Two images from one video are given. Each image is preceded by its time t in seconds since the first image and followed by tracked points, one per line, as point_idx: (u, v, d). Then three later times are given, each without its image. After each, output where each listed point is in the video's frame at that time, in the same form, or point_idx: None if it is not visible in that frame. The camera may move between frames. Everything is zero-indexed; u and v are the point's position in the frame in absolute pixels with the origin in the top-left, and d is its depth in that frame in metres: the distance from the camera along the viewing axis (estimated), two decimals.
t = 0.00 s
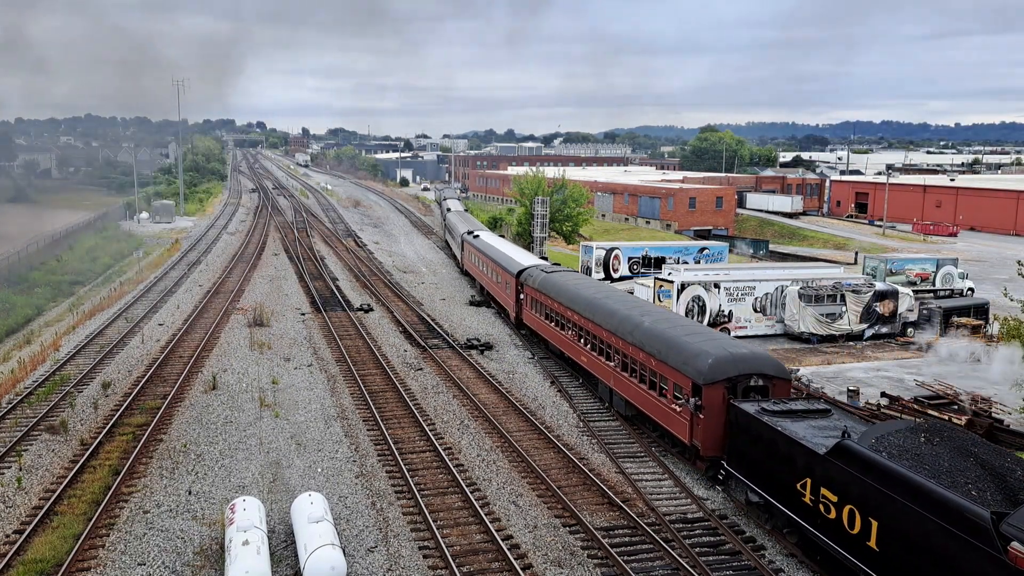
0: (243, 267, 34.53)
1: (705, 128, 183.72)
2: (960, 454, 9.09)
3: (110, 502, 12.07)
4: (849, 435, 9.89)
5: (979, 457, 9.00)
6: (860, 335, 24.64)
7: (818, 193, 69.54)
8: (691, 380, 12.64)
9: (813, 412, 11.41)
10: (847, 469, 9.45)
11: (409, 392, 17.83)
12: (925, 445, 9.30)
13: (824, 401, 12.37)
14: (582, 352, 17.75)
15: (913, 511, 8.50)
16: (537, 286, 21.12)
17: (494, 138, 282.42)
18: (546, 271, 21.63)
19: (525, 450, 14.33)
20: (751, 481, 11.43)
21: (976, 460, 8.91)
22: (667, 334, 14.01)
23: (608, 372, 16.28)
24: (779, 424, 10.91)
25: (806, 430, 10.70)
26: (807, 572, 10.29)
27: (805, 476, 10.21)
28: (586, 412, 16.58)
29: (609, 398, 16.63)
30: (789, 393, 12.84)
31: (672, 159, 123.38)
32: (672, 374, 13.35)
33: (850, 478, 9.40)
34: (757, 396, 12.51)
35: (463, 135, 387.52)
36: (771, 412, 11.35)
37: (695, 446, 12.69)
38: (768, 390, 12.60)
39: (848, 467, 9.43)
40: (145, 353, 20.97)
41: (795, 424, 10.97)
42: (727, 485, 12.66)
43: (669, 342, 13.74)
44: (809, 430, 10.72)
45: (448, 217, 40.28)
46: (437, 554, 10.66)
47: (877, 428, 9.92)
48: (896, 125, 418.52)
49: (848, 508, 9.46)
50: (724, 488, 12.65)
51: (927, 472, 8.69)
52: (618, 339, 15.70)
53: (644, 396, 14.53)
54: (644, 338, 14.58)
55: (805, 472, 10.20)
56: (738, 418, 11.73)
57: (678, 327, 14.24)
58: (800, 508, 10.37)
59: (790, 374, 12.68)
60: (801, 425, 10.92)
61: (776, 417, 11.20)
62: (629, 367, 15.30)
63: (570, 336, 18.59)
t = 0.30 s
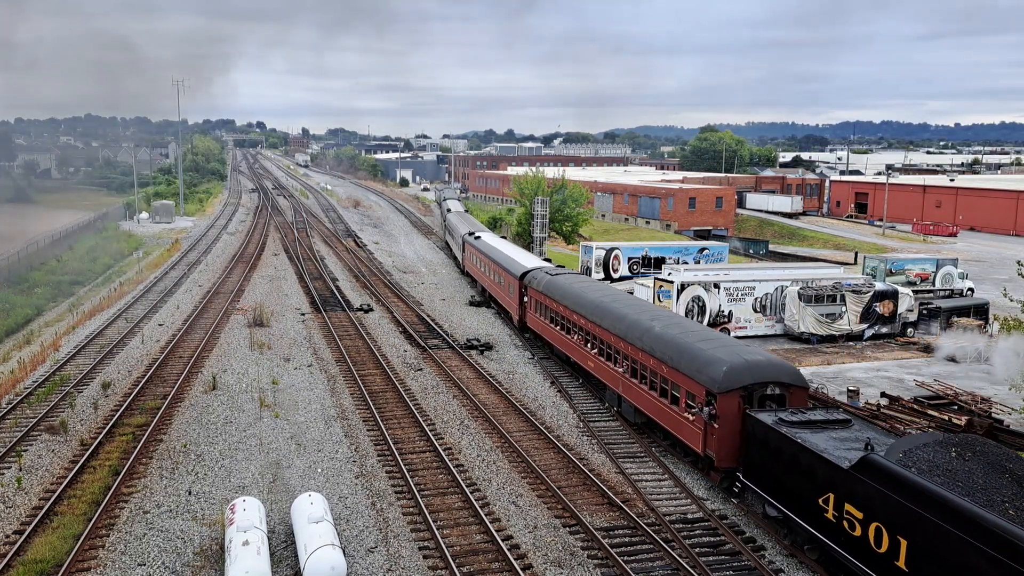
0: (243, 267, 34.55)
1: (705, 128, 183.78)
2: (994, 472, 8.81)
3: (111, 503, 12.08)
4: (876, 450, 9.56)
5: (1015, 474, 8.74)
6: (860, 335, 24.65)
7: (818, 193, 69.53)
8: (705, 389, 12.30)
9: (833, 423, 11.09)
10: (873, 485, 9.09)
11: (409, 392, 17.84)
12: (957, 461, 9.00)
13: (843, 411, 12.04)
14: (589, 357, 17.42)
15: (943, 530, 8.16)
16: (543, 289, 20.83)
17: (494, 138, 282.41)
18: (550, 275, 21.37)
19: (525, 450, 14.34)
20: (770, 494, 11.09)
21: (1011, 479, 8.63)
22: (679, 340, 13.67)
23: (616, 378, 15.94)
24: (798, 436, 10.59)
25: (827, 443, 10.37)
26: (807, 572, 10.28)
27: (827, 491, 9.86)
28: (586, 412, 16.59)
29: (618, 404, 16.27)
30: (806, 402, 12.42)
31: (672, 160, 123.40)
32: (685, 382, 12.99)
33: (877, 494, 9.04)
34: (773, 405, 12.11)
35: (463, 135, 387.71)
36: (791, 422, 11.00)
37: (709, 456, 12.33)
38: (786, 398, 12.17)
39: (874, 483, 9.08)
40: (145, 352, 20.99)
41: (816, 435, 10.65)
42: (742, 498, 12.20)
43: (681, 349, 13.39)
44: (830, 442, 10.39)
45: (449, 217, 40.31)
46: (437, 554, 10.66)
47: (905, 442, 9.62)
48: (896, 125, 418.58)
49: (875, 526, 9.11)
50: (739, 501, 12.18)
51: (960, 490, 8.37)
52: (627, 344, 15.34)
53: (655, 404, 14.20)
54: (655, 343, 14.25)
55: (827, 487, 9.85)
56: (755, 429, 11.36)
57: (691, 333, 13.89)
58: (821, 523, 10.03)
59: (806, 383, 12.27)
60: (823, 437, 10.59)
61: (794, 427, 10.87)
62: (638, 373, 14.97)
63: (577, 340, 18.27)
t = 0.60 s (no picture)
0: (243, 267, 34.55)
1: (705, 128, 183.81)
2: None
3: (111, 503, 12.08)
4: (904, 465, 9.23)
5: None
6: (860, 335, 24.64)
7: (818, 193, 69.50)
8: (719, 397, 11.87)
9: (855, 434, 10.70)
10: (902, 501, 8.75)
11: (409, 392, 17.84)
12: (992, 479, 8.70)
13: (862, 420, 11.65)
14: (597, 362, 17.03)
15: (978, 549, 7.82)
16: (548, 291, 20.48)
17: (494, 138, 282.47)
18: (555, 277, 21.07)
19: (525, 450, 14.34)
20: (790, 507, 10.66)
21: None
22: (692, 346, 13.24)
23: (624, 384, 15.55)
24: (820, 448, 10.23)
25: (850, 456, 10.00)
26: (807, 572, 10.27)
27: (852, 506, 9.51)
28: (586, 412, 16.58)
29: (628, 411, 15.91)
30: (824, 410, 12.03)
31: (672, 160, 123.37)
32: (699, 389, 12.54)
33: (906, 511, 8.69)
34: (790, 414, 11.74)
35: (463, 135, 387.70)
36: (810, 433, 10.61)
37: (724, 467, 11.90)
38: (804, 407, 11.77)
39: (902, 499, 8.74)
40: (145, 352, 20.98)
41: (838, 448, 10.31)
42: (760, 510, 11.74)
43: (694, 355, 12.98)
44: (853, 455, 10.02)
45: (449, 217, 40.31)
46: (437, 554, 10.67)
47: (935, 457, 9.30)
48: (896, 126, 418.58)
49: (903, 544, 8.76)
50: (756, 514, 11.71)
51: (997, 509, 8.06)
52: (636, 349, 14.93)
53: (667, 411, 13.79)
54: (665, 349, 13.84)
55: (851, 501, 9.52)
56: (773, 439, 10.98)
57: (703, 339, 13.46)
58: (845, 539, 9.68)
59: (824, 391, 11.87)
60: (844, 449, 10.25)
61: (815, 439, 10.52)
62: (648, 380, 14.55)
63: (583, 344, 17.89)
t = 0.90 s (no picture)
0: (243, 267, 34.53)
1: (705, 129, 183.76)
2: None
3: (111, 503, 12.08)
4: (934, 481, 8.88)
5: None
6: (860, 335, 24.64)
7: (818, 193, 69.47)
8: (735, 406, 11.56)
9: (878, 445, 10.39)
10: (932, 519, 8.38)
11: (409, 392, 17.83)
12: None
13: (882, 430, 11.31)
14: (604, 367, 16.72)
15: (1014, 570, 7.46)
16: (553, 294, 20.21)
17: (494, 138, 282.32)
18: (560, 279, 20.85)
19: (525, 450, 14.34)
20: (811, 523, 10.35)
21: None
22: (705, 353, 12.89)
23: (634, 390, 15.21)
24: (843, 462, 9.90)
25: (875, 470, 9.67)
26: (807, 572, 10.28)
27: (879, 524, 9.15)
28: (586, 412, 16.57)
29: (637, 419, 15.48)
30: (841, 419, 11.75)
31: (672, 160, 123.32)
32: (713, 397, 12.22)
33: (936, 530, 8.34)
34: (809, 425, 11.43)
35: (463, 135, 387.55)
36: (831, 447, 10.30)
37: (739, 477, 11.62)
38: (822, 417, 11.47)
39: (934, 519, 8.36)
40: (145, 353, 20.97)
41: (861, 461, 9.97)
42: (778, 525, 11.26)
43: (707, 361, 12.66)
44: (878, 469, 9.69)
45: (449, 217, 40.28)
46: (437, 554, 10.66)
47: (966, 472, 8.93)
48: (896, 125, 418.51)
49: (934, 565, 8.40)
50: (774, 528, 11.24)
51: None
52: (645, 355, 14.61)
53: (678, 419, 13.45)
54: (677, 355, 13.52)
55: (878, 518, 9.15)
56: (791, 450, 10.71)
57: (717, 346, 13.12)
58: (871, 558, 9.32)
59: (842, 400, 11.60)
60: (868, 463, 9.91)
61: (837, 452, 10.18)
62: (658, 387, 14.21)
63: (590, 349, 17.56)
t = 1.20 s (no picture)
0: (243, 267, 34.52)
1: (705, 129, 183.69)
2: None
3: (111, 503, 12.07)
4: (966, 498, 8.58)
5: None
6: (860, 335, 24.64)
7: (818, 193, 69.48)
8: (752, 415, 11.25)
9: (902, 458, 10.11)
10: (965, 539, 8.10)
11: (409, 392, 17.83)
12: None
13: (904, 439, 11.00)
14: (613, 373, 16.45)
15: None
16: (560, 297, 19.98)
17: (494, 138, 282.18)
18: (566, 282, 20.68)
19: (525, 450, 14.33)
20: (833, 538, 10.09)
21: None
22: (721, 362, 12.58)
23: (646, 398, 14.90)
24: (868, 476, 9.62)
25: (902, 485, 9.38)
26: (807, 572, 10.29)
27: (908, 542, 8.87)
28: (586, 412, 16.56)
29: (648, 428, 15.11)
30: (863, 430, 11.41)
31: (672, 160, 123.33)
32: (729, 406, 11.93)
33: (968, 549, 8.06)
34: (830, 435, 11.07)
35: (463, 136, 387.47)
36: (854, 460, 10.00)
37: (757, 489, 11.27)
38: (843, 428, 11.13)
39: (969, 539, 8.05)
40: (145, 352, 20.97)
41: (887, 475, 9.68)
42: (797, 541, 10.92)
43: (723, 369, 12.35)
44: (905, 484, 9.40)
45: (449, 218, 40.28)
46: (437, 554, 10.66)
47: (1000, 489, 8.62)
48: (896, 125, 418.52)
49: None
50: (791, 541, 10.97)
51: None
52: (657, 361, 14.32)
53: (692, 428, 13.12)
54: (691, 362, 13.22)
55: (907, 537, 8.86)
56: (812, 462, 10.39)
57: (733, 354, 12.80)
58: None
59: (864, 410, 11.26)
60: (894, 477, 9.61)
61: (861, 466, 9.90)
62: (671, 395, 13.90)
63: (600, 354, 17.29)
